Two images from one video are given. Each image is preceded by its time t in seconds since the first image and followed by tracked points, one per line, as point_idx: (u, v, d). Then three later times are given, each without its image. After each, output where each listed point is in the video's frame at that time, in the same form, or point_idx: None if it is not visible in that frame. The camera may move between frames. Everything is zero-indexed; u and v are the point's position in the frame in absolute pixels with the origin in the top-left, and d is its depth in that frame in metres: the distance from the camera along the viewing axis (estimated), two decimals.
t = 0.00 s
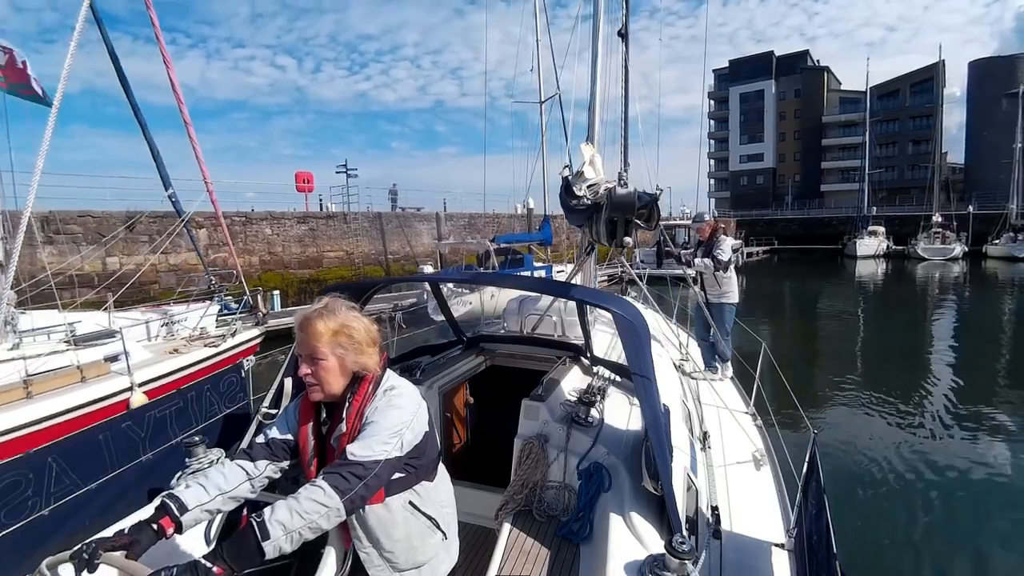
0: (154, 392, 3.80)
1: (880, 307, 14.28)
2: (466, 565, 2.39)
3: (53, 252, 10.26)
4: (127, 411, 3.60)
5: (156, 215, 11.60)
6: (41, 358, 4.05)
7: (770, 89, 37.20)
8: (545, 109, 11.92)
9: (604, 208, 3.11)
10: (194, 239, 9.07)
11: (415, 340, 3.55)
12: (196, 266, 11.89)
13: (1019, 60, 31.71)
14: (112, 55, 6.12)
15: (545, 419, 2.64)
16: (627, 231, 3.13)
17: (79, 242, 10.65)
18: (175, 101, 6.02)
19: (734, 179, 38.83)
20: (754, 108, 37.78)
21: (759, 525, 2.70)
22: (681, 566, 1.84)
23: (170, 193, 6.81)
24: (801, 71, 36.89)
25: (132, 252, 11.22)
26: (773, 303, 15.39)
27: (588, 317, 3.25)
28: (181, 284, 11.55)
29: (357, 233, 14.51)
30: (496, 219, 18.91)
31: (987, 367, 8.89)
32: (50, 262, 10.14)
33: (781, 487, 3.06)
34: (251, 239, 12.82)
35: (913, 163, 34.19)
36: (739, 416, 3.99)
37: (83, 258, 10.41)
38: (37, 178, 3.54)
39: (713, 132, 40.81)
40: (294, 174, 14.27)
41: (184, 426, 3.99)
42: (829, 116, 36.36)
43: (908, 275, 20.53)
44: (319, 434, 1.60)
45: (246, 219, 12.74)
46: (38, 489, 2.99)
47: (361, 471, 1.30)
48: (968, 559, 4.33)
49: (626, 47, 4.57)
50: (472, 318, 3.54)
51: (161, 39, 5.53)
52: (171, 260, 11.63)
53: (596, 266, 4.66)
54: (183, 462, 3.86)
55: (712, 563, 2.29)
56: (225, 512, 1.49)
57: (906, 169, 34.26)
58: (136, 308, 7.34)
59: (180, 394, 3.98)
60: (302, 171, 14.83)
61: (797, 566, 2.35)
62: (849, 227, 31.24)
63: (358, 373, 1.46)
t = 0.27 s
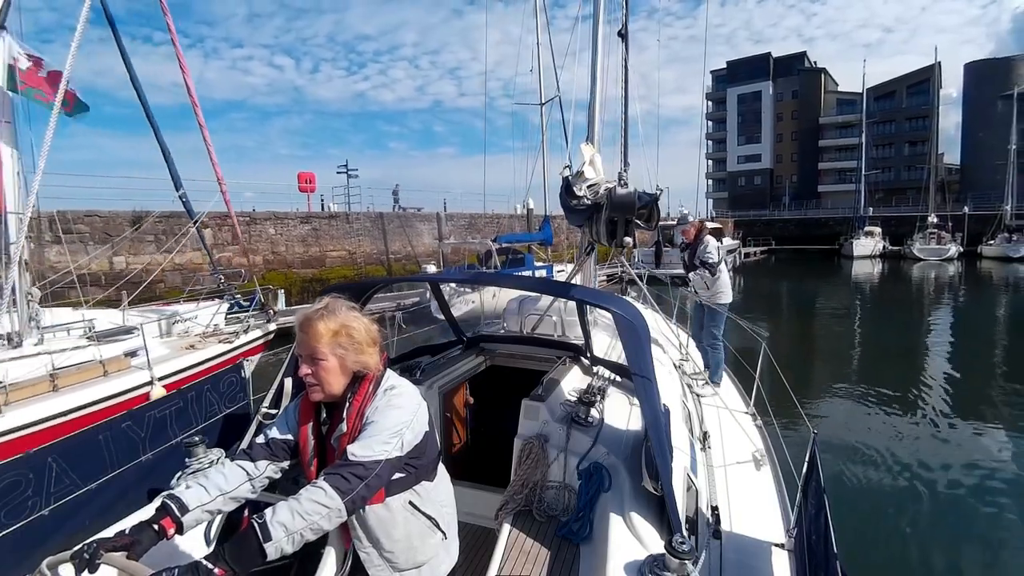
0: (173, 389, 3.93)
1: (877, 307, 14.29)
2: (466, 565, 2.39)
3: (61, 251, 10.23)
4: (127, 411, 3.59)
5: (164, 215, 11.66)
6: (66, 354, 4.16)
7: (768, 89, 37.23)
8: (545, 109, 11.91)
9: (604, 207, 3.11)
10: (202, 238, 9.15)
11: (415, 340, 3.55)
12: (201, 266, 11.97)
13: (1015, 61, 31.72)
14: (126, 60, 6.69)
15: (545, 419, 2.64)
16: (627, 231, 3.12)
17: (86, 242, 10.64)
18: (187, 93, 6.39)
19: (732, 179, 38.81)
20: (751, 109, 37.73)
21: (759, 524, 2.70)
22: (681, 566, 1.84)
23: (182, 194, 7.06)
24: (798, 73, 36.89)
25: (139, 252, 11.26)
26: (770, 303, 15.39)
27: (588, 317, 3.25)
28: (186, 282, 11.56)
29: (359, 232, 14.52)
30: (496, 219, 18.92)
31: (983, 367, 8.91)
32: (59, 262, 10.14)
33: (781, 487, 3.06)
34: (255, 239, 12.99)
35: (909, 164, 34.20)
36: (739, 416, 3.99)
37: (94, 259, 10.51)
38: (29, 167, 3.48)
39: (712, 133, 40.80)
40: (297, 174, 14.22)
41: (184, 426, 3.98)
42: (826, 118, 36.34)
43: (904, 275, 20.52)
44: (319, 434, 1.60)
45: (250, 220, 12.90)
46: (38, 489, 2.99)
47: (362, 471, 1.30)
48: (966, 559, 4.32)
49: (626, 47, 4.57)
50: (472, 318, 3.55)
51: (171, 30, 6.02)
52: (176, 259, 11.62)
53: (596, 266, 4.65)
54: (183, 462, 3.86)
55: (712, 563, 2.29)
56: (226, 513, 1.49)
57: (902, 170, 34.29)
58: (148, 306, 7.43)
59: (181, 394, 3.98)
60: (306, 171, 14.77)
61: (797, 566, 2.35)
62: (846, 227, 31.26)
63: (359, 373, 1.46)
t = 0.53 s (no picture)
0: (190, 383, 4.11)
1: (874, 307, 14.32)
2: (466, 565, 2.39)
3: (69, 249, 10.25)
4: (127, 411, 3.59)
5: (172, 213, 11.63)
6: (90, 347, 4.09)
7: (766, 90, 37.24)
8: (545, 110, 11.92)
9: (604, 207, 3.10)
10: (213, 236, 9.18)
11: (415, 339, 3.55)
12: (207, 264, 11.98)
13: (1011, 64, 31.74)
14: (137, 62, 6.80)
15: (545, 419, 2.64)
16: (627, 231, 3.11)
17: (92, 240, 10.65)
18: (202, 90, 6.52)
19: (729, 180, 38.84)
20: (750, 110, 37.76)
21: (759, 524, 2.70)
22: (681, 565, 1.84)
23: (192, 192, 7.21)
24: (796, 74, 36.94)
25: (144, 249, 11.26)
26: (767, 302, 15.40)
27: (588, 317, 3.26)
28: (189, 279, 11.52)
29: (360, 231, 14.53)
30: (496, 219, 18.92)
31: (977, 367, 8.93)
32: (65, 260, 10.13)
33: (781, 487, 3.06)
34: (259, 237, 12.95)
35: (906, 165, 34.22)
36: (739, 416, 3.99)
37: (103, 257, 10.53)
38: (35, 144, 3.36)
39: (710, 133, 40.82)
40: (300, 173, 14.19)
41: (184, 425, 3.98)
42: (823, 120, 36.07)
43: (900, 276, 20.53)
44: (319, 434, 1.60)
45: (253, 217, 12.82)
46: (38, 489, 2.99)
47: (363, 471, 1.30)
48: (965, 558, 4.32)
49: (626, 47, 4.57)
50: (471, 317, 3.55)
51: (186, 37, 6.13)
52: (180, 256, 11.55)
53: (596, 266, 4.66)
54: (183, 462, 3.86)
55: (712, 563, 2.29)
56: (226, 513, 1.49)
57: (899, 171, 34.35)
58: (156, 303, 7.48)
59: (181, 394, 3.98)
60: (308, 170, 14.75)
61: (797, 565, 2.35)
62: (843, 228, 31.30)
63: (359, 373, 1.46)
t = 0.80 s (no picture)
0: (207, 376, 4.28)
1: (870, 307, 14.36)
2: (466, 565, 2.39)
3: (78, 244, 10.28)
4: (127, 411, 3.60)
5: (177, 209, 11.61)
6: (111, 338, 4.23)
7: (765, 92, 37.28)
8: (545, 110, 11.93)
9: (604, 208, 3.10)
10: (224, 234, 9.37)
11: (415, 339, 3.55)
12: (212, 260, 12.01)
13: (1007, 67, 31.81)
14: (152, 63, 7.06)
15: (545, 419, 2.64)
16: (627, 231, 3.11)
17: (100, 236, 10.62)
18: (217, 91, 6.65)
19: (727, 180, 38.83)
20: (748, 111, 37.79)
21: (758, 524, 2.70)
22: (681, 565, 1.84)
23: (201, 189, 7.32)
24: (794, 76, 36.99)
25: (149, 245, 11.28)
26: (764, 302, 15.43)
27: (588, 317, 3.27)
28: (195, 277, 11.51)
29: (363, 229, 14.52)
30: (496, 218, 18.94)
31: (972, 368, 8.97)
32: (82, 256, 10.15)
33: (781, 487, 3.06)
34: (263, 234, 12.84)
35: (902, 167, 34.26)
36: (739, 416, 3.99)
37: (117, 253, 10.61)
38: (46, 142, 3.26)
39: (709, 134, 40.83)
40: (302, 171, 14.17)
41: (184, 425, 3.99)
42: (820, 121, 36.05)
43: (895, 277, 20.57)
44: (319, 433, 1.60)
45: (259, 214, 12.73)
46: (38, 489, 2.98)
47: (363, 472, 1.30)
48: (963, 559, 4.33)
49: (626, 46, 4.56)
50: (472, 316, 3.55)
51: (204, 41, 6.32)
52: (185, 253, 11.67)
53: (596, 266, 4.66)
54: (183, 462, 3.87)
55: (712, 563, 2.29)
56: (227, 513, 1.50)
57: (895, 173, 34.32)
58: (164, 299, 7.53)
59: (181, 394, 3.98)
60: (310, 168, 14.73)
61: (797, 565, 2.35)
62: (839, 229, 31.33)
63: (360, 373, 1.46)
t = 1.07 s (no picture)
0: (218, 368, 5.35)
1: (865, 308, 14.39)
2: (466, 565, 2.39)
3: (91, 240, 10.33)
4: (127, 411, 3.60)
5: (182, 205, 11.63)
6: (131, 331, 4.92)
7: (763, 93, 37.28)
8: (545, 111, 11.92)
9: (604, 207, 3.10)
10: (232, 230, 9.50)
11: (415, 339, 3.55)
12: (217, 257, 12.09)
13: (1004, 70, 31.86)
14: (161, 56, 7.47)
15: (545, 419, 2.64)
16: (627, 231, 3.12)
17: (109, 232, 10.61)
18: (231, 92, 7.05)
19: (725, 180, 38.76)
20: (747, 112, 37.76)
21: (758, 524, 2.70)
22: (681, 566, 1.84)
23: (212, 187, 7.61)
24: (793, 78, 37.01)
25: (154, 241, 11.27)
26: (761, 302, 15.45)
27: (588, 317, 3.28)
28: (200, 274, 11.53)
29: (365, 227, 14.53)
30: (496, 216, 18.92)
31: (967, 368, 9.00)
32: (102, 249, 10.09)
33: (781, 487, 3.06)
34: (267, 231, 12.84)
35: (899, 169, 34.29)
36: (739, 416, 3.99)
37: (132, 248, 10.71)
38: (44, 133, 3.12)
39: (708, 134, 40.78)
40: (305, 168, 14.14)
41: (184, 426, 3.99)
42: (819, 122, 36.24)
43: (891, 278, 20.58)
44: (319, 433, 1.60)
45: (263, 211, 12.76)
46: (38, 489, 2.97)
47: (363, 472, 1.30)
48: (960, 558, 4.33)
49: (625, 46, 4.55)
50: (472, 316, 3.54)
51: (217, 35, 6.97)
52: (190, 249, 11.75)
53: (596, 265, 4.65)
54: (183, 462, 3.86)
55: (712, 563, 2.28)
56: (227, 513, 1.49)
57: (892, 175, 34.16)
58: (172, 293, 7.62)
59: (181, 394, 3.98)
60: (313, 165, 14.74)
61: (797, 566, 2.35)
62: (836, 230, 31.33)
63: (358, 373, 1.46)
